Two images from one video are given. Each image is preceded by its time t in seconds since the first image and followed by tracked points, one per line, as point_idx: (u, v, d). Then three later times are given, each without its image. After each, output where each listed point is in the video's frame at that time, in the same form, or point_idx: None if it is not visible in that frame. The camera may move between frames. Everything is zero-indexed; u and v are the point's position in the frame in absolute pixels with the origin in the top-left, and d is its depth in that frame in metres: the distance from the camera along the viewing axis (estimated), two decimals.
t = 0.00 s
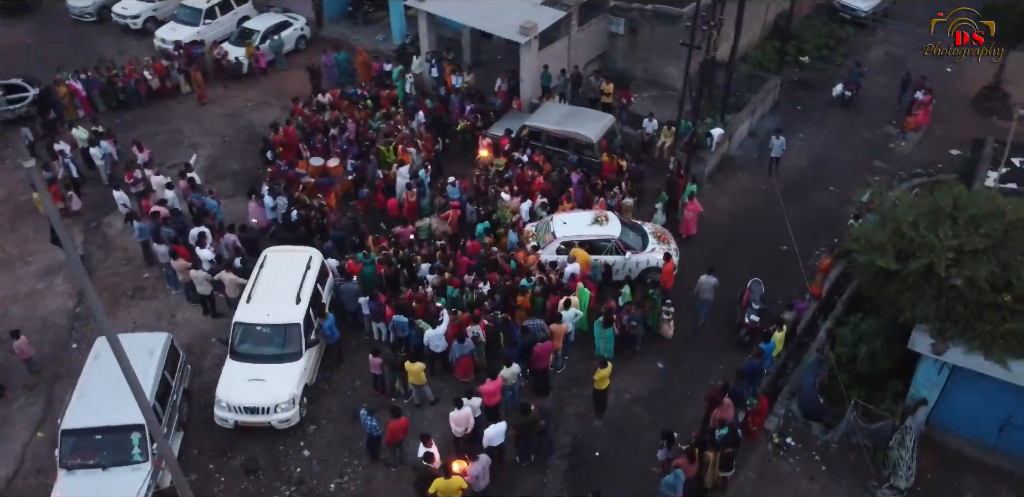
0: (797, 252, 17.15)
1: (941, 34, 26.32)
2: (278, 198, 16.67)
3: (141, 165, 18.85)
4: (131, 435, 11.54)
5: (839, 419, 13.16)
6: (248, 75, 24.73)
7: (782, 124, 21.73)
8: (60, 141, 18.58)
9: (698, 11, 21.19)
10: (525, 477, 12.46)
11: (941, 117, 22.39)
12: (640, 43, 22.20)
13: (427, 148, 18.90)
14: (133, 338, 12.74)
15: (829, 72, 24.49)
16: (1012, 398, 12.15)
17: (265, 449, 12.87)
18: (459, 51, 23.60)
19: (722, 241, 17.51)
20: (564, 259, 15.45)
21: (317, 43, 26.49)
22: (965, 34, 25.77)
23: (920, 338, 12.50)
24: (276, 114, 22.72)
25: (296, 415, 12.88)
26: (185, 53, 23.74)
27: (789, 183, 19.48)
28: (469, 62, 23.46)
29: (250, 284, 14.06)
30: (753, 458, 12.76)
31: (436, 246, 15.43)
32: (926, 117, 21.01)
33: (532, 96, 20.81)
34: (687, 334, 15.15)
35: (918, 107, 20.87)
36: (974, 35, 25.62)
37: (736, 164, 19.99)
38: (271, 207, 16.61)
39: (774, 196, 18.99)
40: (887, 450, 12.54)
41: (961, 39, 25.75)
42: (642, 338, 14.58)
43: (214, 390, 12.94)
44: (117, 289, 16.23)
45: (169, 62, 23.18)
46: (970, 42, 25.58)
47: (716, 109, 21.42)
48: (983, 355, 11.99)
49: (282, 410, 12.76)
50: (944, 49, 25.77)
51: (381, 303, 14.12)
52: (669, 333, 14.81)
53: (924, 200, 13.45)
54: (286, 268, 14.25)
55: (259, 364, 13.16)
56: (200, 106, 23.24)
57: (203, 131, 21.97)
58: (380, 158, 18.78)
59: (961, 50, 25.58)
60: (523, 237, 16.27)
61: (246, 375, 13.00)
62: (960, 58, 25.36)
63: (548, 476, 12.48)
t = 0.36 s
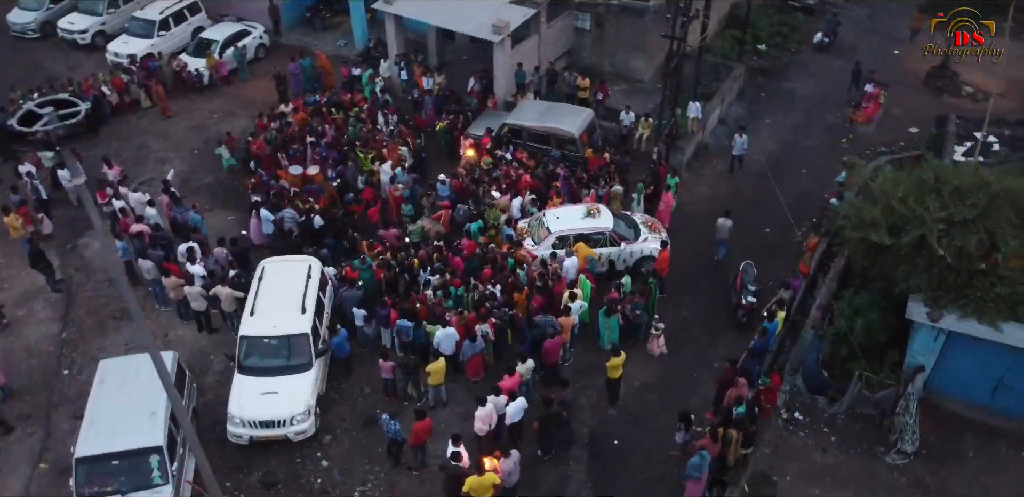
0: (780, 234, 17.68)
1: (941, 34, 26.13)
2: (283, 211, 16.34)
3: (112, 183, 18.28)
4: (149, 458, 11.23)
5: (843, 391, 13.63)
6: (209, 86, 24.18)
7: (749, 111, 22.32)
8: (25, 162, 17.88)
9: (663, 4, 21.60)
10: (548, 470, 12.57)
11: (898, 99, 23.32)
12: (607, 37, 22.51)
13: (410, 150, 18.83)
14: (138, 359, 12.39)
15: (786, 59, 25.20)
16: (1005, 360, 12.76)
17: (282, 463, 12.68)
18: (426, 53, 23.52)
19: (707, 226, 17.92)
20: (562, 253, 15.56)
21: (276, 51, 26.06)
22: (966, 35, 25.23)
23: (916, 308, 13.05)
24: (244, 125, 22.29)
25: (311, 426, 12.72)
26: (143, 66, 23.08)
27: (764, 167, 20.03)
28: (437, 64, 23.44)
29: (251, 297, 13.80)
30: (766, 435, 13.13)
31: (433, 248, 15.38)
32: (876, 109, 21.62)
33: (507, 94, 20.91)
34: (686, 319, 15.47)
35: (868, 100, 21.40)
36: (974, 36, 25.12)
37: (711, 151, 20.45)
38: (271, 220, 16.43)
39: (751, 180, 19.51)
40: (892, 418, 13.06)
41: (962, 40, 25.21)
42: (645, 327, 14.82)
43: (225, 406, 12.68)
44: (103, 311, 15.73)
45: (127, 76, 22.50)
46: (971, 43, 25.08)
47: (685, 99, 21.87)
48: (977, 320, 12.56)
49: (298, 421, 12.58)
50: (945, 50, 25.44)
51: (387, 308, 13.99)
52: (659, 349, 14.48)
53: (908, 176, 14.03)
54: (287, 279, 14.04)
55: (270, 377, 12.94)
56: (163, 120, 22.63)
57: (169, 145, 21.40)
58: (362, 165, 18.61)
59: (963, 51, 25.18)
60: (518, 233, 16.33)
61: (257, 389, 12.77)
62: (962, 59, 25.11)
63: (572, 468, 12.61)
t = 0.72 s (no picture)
0: (769, 216, 18.21)
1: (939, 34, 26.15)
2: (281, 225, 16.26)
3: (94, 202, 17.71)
4: (185, 477, 11.00)
5: (852, 363, 14.13)
6: (178, 97, 23.60)
7: (723, 98, 22.87)
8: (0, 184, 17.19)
9: None
10: (580, 459, 12.73)
11: (862, 82, 24.16)
12: (582, 33, 22.78)
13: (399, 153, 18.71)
14: (159, 377, 12.11)
15: (750, 47, 25.87)
16: (1004, 322, 13.42)
17: (313, 472, 12.54)
18: (402, 56, 23.43)
19: (698, 212, 18.32)
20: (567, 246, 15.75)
21: (243, 59, 25.60)
22: (966, 35, 24.95)
23: (918, 278, 13.63)
24: (220, 136, 21.86)
25: (340, 432, 12.62)
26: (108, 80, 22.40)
27: (745, 153, 20.56)
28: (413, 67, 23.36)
29: (265, 307, 13.58)
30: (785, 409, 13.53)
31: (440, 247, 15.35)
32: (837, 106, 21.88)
33: (490, 92, 21.00)
34: (692, 305, 15.80)
35: (829, 98, 21.58)
36: (974, 36, 24.85)
37: (693, 140, 20.90)
38: (267, 231, 16.02)
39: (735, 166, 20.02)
40: (902, 385, 13.60)
41: (961, 41, 25.03)
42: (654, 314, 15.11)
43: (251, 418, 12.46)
44: (102, 332, 15.28)
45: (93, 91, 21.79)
46: (970, 42, 24.87)
47: (662, 90, 22.30)
48: (976, 286, 13.18)
49: (328, 429, 12.47)
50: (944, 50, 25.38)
51: (403, 309, 13.92)
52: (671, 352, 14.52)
53: (899, 154, 14.64)
54: (300, 286, 13.86)
55: (294, 386, 12.77)
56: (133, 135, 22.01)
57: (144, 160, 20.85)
58: (352, 171, 18.41)
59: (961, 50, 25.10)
60: (520, 229, 16.45)
61: (283, 399, 12.59)
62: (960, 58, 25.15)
63: (603, 455, 12.79)
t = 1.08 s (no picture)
0: (762, 201, 18.73)
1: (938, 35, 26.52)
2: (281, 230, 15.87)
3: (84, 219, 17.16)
4: (232, 490, 10.86)
5: (862, 338, 14.65)
6: (154, 110, 23.08)
7: (702, 89, 23.38)
8: None
9: None
10: (614, 446, 12.95)
11: (832, 68, 24.96)
12: (562, 29, 23.03)
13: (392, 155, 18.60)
14: (190, 391, 11.91)
15: (721, 38, 26.47)
16: (1004, 290, 14.07)
17: (351, 477, 12.50)
18: (383, 59, 23.37)
19: (694, 200, 18.74)
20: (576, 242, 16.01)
21: (215, 68, 25.16)
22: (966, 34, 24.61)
23: (921, 252, 14.18)
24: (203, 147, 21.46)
25: (376, 436, 12.59)
26: (81, 94, 21.76)
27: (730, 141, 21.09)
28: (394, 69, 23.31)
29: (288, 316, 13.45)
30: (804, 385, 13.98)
31: (452, 247, 15.37)
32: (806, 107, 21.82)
33: (478, 91, 21.09)
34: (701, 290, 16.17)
35: (800, 97, 21.41)
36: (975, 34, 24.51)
37: (679, 130, 21.33)
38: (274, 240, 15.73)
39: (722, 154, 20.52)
40: (912, 356, 14.14)
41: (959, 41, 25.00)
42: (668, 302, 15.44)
43: (286, 427, 12.35)
44: (110, 351, 14.93)
45: (67, 107, 21.16)
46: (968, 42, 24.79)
47: (644, 83, 22.73)
48: (976, 257, 13.77)
49: (365, 433, 12.43)
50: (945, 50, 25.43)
51: (424, 309, 13.99)
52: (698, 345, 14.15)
53: (893, 134, 15.19)
54: (321, 293, 13.76)
55: (326, 393, 12.68)
56: (111, 149, 21.44)
57: (128, 175, 20.34)
58: (350, 176, 18.30)
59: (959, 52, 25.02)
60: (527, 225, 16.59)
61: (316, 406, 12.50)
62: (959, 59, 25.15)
63: (636, 440, 13.03)
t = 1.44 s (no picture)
0: (755, 187, 19.28)
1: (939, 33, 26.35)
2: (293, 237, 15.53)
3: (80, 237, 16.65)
4: None
5: (871, 311, 15.22)
6: (131, 123, 22.51)
7: (682, 81, 23.85)
8: None
9: None
10: (648, 430, 13.21)
11: (802, 55, 25.71)
12: (543, 27, 23.25)
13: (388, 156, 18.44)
14: (229, 403, 11.77)
15: (693, 30, 27.02)
16: (1001, 257, 14.78)
17: (393, 479, 12.50)
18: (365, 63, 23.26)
19: (689, 189, 19.18)
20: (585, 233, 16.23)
21: (190, 79, 24.66)
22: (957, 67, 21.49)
23: (921, 225, 14.80)
24: (188, 159, 21.04)
25: (416, 436, 12.61)
26: (55, 110, 21.06)
27: (715, 129, 21.60)
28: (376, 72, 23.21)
29: (316, 322, 13.38)
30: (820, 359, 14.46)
31: (467, 245, 15.40)
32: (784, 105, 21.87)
33: (466, 90, 21.17)
34: (710, 275, 16.57)
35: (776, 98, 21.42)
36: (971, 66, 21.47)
37: (665, 121, 21.76)
38: (283, 247, 15.34)
39: (710, 143, 21.01)
40: (920, 325, 14.72)
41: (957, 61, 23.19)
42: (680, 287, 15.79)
43: (326, 433, 12.28)
44: (125, 369, 14.59)
45: (43, 124, 20.46)
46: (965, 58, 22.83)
47: (626, 77, 23.09)
48: (973, 226, 14.43)
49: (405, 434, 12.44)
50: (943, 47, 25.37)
51: (449, 307, 14.06)
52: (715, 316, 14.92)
53: (888, 114, 15.89)
54: (346, 298, 13.71)
55: (363, 396, 12.66)
56: (92, 165, 20.84)
57: (114, 190, 19.82)
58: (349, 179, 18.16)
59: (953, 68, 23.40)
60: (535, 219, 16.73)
61: (355, 410, 12.46)
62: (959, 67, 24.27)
63: (669, 423, 13.32)
